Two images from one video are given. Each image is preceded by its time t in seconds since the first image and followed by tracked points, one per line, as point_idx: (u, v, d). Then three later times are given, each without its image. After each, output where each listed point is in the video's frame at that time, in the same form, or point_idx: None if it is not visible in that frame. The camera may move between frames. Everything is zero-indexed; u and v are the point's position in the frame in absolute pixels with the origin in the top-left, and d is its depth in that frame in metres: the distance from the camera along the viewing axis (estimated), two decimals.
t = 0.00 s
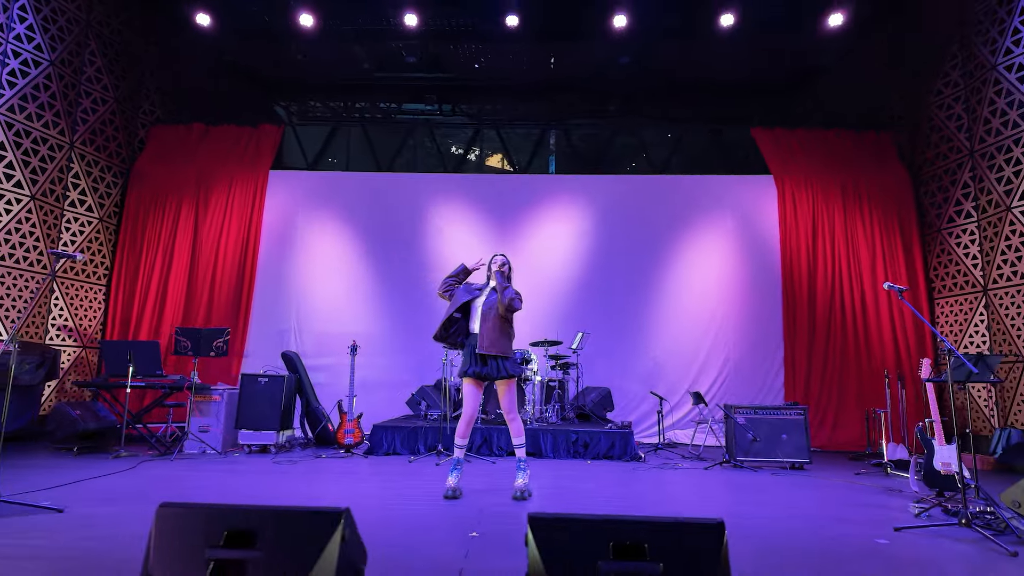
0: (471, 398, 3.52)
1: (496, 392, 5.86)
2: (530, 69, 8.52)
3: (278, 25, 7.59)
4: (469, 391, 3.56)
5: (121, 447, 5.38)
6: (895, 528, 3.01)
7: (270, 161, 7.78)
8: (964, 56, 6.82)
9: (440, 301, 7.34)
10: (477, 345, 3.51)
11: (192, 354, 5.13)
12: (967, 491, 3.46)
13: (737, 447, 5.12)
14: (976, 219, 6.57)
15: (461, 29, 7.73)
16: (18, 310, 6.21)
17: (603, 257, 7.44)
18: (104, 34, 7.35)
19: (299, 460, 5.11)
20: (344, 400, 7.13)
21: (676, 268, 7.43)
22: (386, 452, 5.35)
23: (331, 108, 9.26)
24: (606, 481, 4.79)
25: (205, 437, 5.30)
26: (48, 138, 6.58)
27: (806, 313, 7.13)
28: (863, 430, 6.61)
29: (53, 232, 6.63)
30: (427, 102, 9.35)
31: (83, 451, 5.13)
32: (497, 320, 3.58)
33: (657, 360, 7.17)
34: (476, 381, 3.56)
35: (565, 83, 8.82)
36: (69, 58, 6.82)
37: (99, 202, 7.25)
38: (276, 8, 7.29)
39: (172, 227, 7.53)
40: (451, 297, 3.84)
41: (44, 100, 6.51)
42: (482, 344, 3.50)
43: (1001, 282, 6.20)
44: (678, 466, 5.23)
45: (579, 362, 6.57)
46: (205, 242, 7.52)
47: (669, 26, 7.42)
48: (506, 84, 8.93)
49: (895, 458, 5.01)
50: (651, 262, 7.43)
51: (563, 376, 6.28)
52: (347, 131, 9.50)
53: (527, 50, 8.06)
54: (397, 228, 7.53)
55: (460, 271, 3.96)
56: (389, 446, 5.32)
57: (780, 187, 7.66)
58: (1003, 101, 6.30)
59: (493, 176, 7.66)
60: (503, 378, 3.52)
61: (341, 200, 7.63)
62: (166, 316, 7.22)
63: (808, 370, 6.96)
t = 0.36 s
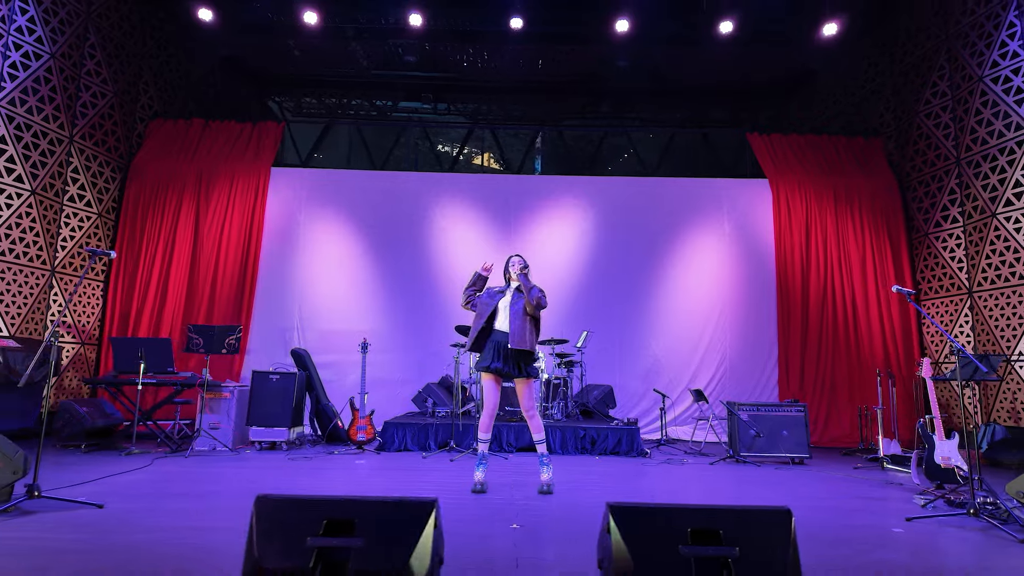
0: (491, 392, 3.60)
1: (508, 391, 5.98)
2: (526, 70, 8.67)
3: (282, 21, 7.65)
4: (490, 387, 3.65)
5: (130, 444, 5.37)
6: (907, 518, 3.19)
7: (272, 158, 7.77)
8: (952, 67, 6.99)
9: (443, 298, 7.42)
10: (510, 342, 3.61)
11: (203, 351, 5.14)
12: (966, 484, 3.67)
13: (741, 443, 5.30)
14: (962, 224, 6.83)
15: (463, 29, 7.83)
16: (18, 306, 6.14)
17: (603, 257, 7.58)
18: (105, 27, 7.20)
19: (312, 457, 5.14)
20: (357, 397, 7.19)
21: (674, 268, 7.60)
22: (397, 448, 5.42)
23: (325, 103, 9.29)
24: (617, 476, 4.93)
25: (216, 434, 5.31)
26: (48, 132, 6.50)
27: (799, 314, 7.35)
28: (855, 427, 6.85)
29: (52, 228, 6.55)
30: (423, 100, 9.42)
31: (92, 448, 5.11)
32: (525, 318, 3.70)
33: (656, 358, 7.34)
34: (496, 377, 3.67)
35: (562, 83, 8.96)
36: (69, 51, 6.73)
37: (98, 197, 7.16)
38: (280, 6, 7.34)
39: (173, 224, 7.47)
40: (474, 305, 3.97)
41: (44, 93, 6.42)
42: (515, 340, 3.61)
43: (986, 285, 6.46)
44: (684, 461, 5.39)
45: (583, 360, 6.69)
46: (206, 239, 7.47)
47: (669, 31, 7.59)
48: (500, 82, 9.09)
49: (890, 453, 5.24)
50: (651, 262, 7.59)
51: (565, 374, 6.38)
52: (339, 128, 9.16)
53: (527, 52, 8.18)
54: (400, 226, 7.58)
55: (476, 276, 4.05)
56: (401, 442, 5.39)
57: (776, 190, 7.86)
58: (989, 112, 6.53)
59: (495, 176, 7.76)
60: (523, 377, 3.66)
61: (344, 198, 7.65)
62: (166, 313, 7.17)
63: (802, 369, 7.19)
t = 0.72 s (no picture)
0: (503, 389, 3.65)
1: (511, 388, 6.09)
2: (517, 69, 8.70)
3: (274, 13, 7.55)
4: (500, 383, 3.66)
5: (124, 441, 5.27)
6: (907, 507, 3.36)
7: (262, 152, 7.69)
8: (929, 77, 7.28)
9: (437, 295, 7.46)
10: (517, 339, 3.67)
11: (202, 347, 5.09)
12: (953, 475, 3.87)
13: (735, 437, 5.47)
14: (937, 227, 7.14)
15: (455, 26, 7.83)
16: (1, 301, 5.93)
17: (595, 255, 7.70)
18: (89, 14, 6.99)
19: (314, 454, 5.13)
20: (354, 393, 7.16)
21: (663, 267, 7.76)
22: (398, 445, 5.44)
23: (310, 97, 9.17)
24: (617, 471, 5.04)
25: (213, 431, 5.25)
26: (32, 121, 6.30)
27: (783, 313, 7.59)
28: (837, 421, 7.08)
29: (36, 220, 6.35)
30: (410, 96, 9.36)
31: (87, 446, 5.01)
32: (533, 316, 3.80)
33: (646, 355, 7.49)
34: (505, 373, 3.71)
35: (550, 82, 9.02)
36: (54, 38, 6.52)
37: (82, 189, 6.96)
38: None
39: (160, 217, 7.32)
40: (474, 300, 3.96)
41: (28, 81, 6.22)
42: (522, 338, 3.68)
43: (960, 285, 6.78)
44: (680, 455, 5.54)
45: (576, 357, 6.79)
46: (195, 233, 7.35)
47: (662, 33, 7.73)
48: (489, 80, 9.09)
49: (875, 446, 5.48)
50: (640, 261, 7.74)
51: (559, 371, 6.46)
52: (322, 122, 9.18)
53: (519, 50, 8.22)
54: (394, 223, 7.59)
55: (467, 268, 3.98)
56: (402, 439, 5.41)
57: (761, 192, 8.08)
58: (964, 120, 6.83)
59: (488, 174, 7.81)
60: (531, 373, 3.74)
61: (337, 193, 7.62)
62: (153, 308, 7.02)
63: (785, 365, 7.43)
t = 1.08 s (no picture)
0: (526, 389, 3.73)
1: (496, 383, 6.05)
2: (498, 64, 8.64)
3: None
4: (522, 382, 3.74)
5: (99, 439, 5.07)
6: (894, 495, 3.55)
7: (239, 142, 7.50)
8: (894, 88, 7.65)
9: (420, 290, 7.42)
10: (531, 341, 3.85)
11: (186, 341, 4.94)
12: (929, 464, 4.10)
13: (717, 430, 5.65)
14: (900, 231, 7.53)
15: (440, 18, 7.74)
16: None
17: (577, 253, 7.79)
18: None
19: (303, 450, 5.04)
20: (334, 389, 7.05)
21: (643, 265, 7.93)
22: (387, 440, 5.42)
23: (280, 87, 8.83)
24: (608, 465, 5.13)
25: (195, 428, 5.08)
26: None
27: (756, 312, 7.86)
28: (808, 415, 7.42)
29: None
30: (385, 90, 9.12)
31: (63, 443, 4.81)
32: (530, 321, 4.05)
33: (625, 351, 7.64)
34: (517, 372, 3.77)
35: (530, 79, 9.01)
36: (18, 15, 6.17)
37: (46, 174, 6.61)
38: None
39: (129, 206, 7.03)
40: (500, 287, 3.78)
41: None
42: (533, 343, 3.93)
43: (920, 287, 7.16)
44: (665, 448, 5.69)
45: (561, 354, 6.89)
46: (167, 223, 7.08)
47: (646, 34, 7.86)
48: (466, 76, 8.99)
49: (847, 439, 5.76)
50: (621, 259, 7.89)
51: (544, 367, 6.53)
52: (294, 114, 8.74)
53: (503, 46, 8.20)
54: (376, 217, 7.52)
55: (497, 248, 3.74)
56: (391, 434, 5.38)
57: (736, 195, 8.33)
58: (927, 130, 7.21)
59: (471, 169, 7.81)
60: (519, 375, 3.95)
61: (318, 186, 7.50)
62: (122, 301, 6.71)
63: (758, 361, 7.71)
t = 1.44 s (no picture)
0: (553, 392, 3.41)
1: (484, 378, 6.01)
2: (478, 58, 8.52)
3: None
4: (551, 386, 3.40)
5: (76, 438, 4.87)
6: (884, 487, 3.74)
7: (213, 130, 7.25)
8: (861, 98, 8.00)
9: (401, 285, 7.33)
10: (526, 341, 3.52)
11: (170, 336, 4.76)
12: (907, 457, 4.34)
13: (701, 424, 5.81)
14: (864, 234, 7.89)
15: (422, 9, 7.59)
16: None
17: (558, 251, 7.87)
18: None
19: (293, 448, 4.93)
20: (314, 386, 6.89)
21: (621, 264, 8.07)
22: (378, 437, 5.37)
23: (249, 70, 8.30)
24: (599, 460, 5.21)
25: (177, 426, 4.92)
26: None
27: (729, 312, 8.11)
28: (781, 409, 7.76)
29: None
30: (359, 79, 8.73)
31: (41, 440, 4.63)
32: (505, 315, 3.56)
33: (605, 348, 7.76)
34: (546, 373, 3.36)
35: (509, 75, 8.93)
36: None
37: (4, 158, 6.22)
38: None
39: (95, 193, 6.69)
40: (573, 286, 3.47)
41: None
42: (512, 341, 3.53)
43: (884, 289, 7.52)
44: (650, 443, 5.82)
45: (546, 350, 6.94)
46: (137, 212, 6.78)
47: (629, 34, 7.95)
48: (443, 69, 8.84)
49: (821, 433, 6.03)
50: (600, 258, 7.99)
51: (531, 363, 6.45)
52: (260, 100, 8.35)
53: (485, 41, 8.12)
54: (357, 211, 7.39)
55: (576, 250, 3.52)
56: (382, 431, 5.34)
57: (710, 197, 8.56)
58: (892, 140, 7.57)
59: (453, 165, 7.78)
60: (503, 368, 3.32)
61: (297, 177, 7.32)
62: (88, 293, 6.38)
63: (730, 358, 7.97)
